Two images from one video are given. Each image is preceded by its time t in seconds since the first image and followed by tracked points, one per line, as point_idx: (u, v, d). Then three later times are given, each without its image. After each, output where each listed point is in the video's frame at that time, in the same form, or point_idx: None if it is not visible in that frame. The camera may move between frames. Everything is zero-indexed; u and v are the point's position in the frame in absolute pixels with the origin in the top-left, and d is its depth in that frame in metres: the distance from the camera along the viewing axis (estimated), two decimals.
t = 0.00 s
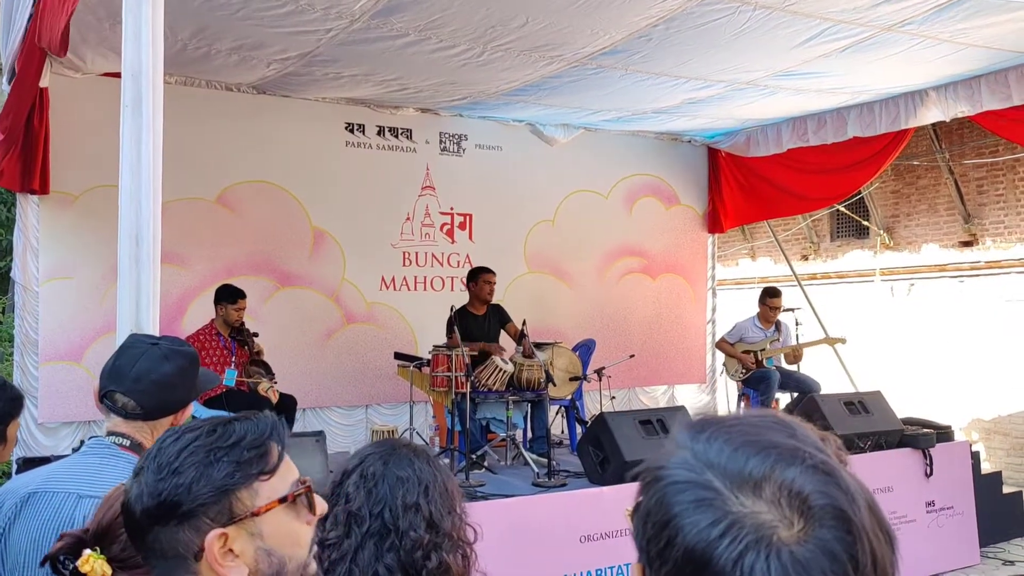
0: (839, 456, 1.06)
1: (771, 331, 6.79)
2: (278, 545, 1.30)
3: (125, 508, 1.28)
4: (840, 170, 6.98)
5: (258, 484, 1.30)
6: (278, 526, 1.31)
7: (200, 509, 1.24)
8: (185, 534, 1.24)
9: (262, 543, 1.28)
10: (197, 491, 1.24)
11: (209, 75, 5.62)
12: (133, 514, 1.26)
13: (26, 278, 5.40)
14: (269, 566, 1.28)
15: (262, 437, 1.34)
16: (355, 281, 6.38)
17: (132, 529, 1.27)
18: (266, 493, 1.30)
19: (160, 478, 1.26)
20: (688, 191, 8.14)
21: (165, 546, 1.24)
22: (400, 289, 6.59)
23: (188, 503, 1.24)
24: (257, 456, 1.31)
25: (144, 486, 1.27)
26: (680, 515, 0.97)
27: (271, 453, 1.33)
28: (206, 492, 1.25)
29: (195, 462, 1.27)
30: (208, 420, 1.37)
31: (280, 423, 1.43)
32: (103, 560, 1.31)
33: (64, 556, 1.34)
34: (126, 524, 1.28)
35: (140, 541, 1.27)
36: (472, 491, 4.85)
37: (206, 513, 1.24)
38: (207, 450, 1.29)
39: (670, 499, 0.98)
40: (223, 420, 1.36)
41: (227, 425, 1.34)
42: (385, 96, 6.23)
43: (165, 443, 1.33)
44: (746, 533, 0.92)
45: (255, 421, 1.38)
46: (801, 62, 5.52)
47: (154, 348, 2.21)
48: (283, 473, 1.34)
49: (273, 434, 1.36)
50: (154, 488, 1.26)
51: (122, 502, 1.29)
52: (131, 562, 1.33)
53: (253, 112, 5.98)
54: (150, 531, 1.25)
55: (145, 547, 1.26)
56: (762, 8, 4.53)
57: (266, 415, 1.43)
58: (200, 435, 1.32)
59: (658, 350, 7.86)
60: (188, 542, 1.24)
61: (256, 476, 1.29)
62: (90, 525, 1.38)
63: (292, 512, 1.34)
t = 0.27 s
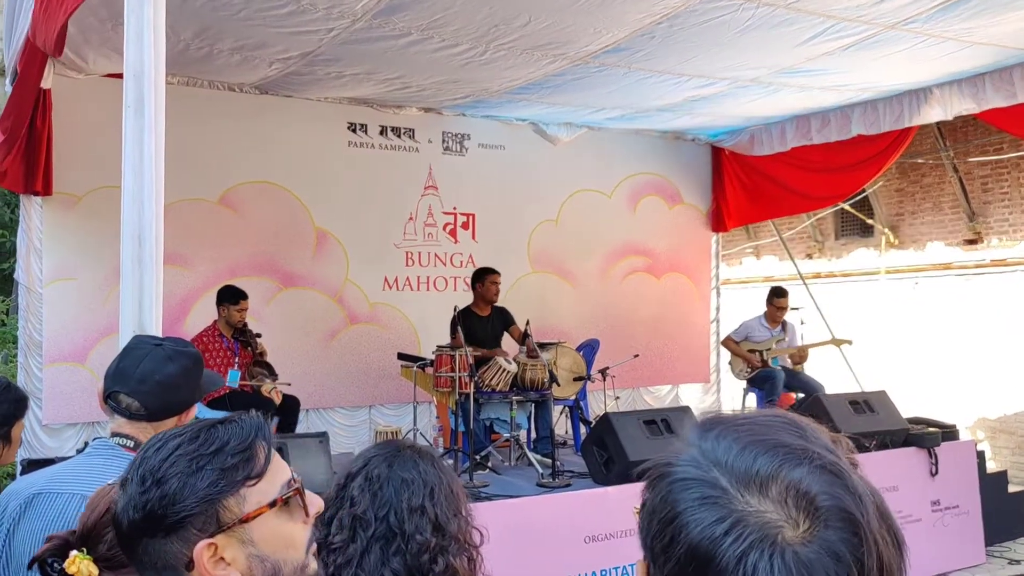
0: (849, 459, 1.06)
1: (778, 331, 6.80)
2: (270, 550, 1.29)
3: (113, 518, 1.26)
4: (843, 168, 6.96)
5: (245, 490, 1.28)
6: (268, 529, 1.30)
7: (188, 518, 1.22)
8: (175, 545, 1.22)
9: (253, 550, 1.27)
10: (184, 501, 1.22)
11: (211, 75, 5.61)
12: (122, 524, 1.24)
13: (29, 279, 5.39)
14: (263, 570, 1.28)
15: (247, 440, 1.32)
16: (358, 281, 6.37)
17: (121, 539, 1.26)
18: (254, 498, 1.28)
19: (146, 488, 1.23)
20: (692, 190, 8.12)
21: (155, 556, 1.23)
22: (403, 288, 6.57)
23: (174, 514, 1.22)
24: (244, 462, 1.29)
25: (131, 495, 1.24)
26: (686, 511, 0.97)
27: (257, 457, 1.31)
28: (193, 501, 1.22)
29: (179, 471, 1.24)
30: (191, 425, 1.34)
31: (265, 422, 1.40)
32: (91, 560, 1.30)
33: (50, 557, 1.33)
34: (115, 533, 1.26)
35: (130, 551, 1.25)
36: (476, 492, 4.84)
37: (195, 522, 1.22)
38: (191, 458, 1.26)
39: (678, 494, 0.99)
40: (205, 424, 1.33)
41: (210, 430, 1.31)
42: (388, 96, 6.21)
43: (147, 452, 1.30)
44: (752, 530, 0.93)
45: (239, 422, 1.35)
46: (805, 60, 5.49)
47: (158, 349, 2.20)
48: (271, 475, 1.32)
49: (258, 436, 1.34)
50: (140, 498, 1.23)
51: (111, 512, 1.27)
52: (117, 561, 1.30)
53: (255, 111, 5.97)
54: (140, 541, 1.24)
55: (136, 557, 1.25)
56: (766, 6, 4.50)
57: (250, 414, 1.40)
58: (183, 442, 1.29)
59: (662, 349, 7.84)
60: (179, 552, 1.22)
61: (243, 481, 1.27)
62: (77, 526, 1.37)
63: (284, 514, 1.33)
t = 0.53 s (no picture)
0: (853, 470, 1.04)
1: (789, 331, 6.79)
2: (271, 567, 1.27)
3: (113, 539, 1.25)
4: (852, 168, 6.93)
5: (243, 510, 1.26)
6: (268, 546, 1.28)
7: (185, 541, 1.20)
8: (174, 569, 1.20)
9: (255, 569, 1.26)
10: (180, 524, 1.20)
11: (218, 78, 5.61)
12: (121, 547, 1.23)
13: (37, 282, 5.40)
14: None
15: (244, 457, 1.29)
16: (365, 283, 6.36)
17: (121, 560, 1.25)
18: (253, 518, 1.26)
19: (142, 511, 1.21)
20: (699, 190, 8.09)
21: None
22: (410, 290, 6.56)
23: (170, 537, 1.20)
24: (241, 480, 1.26)
25: (128, 517, 1.23)
26: (681, 521, 0.97)
27: (255, 474, 1.29)
28: (190, 523, 1.20)
29: (174, 494, 1.22)
30: (186, 441, 1.32)
31: (262, 435, 1.38)
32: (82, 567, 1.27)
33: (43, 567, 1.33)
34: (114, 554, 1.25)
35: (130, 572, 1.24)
36: (484, 493, 4.83)
37: (192, 545, 1.20)
38: (186, 479, 1.24)
39: (673, 504, 0.99)
40: (200, 441, 1.30)
41: (205, 447, 1.29)
42: (394, 97, 6.21)
43: (142, 472, 1.28)
44: (741, 541, 0.92)
45: (235, 437, 1.33)
46: (812, 60, 5.46)
47: (166, 354, 2.19)
48: (271, 491, 1.30)
49: (255, 450, 1.32)
50: (137, 521, 1.22)
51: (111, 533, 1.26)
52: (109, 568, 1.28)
53: (262, 114, 5.97)
54: (139, 564, 1.22)
55: None
56: (773, 6, 4.48)
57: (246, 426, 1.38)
58: (177, 462, 1.27)
59: (670, 350, 7.82)
60: None
61: (240, 501, 1.25)
62: (69, 534, 1.36)
63: (285, 530, 1.32)
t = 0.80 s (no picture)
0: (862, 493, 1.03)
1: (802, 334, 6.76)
2: None
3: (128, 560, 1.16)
4: (864, 168, 6.89)
5: (263, 531, 1.14)
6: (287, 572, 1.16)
7: (202, 564, 1.09)
8: None
9: None
10: (198, 544, 1.10)
11: (227, 84, 5.62)
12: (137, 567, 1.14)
13: (49, 289, 5.43)
14: None
15: (265, 475, 1.18)
16: (375, 287, 6.37)
17: None
18: (272, 541, 1.15)
19: (160, 529, 1.12)
20: (710, 191, 8.05)
21: None
22: (421, 294, 6.56)
23: (187, 557, 1.10)
24: (260, 499, 1.15)
25: (145, 536, 1.14)
26: (690, 546, 0.96)
27: (277, 493, 1.18)
28: (206, 544, 1.10)
29: (192, 512, 1.11)
30: (208, 457, 1.21)
31: (286, 452, 1.26)
32: None
33: None
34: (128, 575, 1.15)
35: None
36: (495, 498, 4.82)
37: (208, 567, 1.09)
38: (204, 497, 1.13)
39: (682, 527, 0.98)
40: (221, 457, 1.20)
41: (226, 465, 1.18)
42: (403, 101, 6.20)
43: (163, 487, 1.18)
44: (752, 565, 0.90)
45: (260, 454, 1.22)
46: (822, 62, 5.43)
47: (178, 365, 2.20)
48: (291, 513, 1.18)
49: (277, 468, 1.20)
50: (154, 540, 1.12)
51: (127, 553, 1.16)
52: None
53: (271, 119, 5.98)
54: None
55: None
56: (783, 10, 4.45)
57: (270, 442, 1.27)
58: (197, 479, 1.16)
59: (681, 353, 7.79)
60: None
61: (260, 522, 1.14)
62: (72, 548, 1.26)
63: (306, 553, 1.19)
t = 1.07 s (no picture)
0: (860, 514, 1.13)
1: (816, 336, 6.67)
2: None
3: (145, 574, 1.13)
4: (879, 169, 6.87)
5: (282, 550, 1.12)
6: None
7: None
8: None
9: None
10: (216, 562, 1.07)
11: (239, 90, 5.64)
12: None
13: (63, 295, 5.45)
14: None
15: (285, 492, 1.16)
16: (387, 292, 6.37)
17: None
18: (290, 560, 1.13)
19: (179, 544, 1.09)
20: (722, 193, 8.02)
21: None
22: (432, 299, 6.56)
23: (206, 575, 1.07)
24: (279, 517, 1.13)
25: (164, 551, 1.11)
26: (696, 561, 1.04)
27: (297, 512, 1.16)
28: (224, 561, 1.07)
29: (211, 529, 1.09)
30: (227, 474, 1.19)
31: (304, 470, 1.24)
32: None
33: None
34: None
35: None
36: (508, 503, 4.82)
37: None
38: (223, 514, 1.11)
39: (689, 543, 1.06)
40: (241, 474, 1.18)
41: (245, 481, 1.16)
42: (414, 106, 6.21)
43: (181, 502, 1.16)
44: None
45: (280, 471, 1.20)
46: (835, 66, 5.39)
47: (190, 375, 2.21)
48: (310, 532, 1.17)
49: (296, 487, 1.18)
50: (173, 555, 1.10)
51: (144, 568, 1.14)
52: None
53: (283, 125, 5.99)
54: None
55: None
56: (796, 15, 4.43)
57: (289, 460, 1.25)
58: (216, 495, 1.14)
59: (693, 356, 7.77)
60: None
61: (281, 540, 1.12)
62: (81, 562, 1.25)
63: (322, 572, 1.18)
